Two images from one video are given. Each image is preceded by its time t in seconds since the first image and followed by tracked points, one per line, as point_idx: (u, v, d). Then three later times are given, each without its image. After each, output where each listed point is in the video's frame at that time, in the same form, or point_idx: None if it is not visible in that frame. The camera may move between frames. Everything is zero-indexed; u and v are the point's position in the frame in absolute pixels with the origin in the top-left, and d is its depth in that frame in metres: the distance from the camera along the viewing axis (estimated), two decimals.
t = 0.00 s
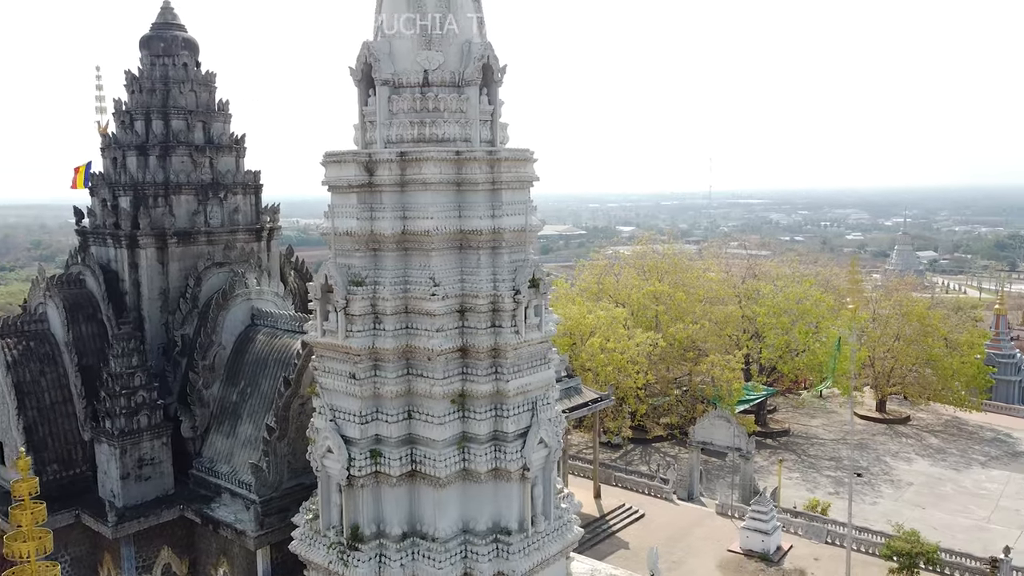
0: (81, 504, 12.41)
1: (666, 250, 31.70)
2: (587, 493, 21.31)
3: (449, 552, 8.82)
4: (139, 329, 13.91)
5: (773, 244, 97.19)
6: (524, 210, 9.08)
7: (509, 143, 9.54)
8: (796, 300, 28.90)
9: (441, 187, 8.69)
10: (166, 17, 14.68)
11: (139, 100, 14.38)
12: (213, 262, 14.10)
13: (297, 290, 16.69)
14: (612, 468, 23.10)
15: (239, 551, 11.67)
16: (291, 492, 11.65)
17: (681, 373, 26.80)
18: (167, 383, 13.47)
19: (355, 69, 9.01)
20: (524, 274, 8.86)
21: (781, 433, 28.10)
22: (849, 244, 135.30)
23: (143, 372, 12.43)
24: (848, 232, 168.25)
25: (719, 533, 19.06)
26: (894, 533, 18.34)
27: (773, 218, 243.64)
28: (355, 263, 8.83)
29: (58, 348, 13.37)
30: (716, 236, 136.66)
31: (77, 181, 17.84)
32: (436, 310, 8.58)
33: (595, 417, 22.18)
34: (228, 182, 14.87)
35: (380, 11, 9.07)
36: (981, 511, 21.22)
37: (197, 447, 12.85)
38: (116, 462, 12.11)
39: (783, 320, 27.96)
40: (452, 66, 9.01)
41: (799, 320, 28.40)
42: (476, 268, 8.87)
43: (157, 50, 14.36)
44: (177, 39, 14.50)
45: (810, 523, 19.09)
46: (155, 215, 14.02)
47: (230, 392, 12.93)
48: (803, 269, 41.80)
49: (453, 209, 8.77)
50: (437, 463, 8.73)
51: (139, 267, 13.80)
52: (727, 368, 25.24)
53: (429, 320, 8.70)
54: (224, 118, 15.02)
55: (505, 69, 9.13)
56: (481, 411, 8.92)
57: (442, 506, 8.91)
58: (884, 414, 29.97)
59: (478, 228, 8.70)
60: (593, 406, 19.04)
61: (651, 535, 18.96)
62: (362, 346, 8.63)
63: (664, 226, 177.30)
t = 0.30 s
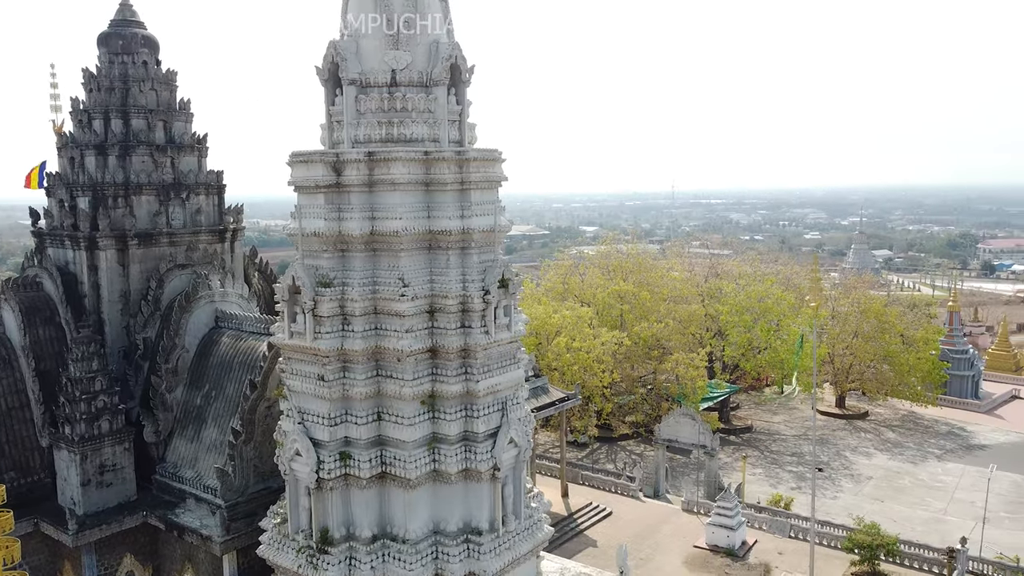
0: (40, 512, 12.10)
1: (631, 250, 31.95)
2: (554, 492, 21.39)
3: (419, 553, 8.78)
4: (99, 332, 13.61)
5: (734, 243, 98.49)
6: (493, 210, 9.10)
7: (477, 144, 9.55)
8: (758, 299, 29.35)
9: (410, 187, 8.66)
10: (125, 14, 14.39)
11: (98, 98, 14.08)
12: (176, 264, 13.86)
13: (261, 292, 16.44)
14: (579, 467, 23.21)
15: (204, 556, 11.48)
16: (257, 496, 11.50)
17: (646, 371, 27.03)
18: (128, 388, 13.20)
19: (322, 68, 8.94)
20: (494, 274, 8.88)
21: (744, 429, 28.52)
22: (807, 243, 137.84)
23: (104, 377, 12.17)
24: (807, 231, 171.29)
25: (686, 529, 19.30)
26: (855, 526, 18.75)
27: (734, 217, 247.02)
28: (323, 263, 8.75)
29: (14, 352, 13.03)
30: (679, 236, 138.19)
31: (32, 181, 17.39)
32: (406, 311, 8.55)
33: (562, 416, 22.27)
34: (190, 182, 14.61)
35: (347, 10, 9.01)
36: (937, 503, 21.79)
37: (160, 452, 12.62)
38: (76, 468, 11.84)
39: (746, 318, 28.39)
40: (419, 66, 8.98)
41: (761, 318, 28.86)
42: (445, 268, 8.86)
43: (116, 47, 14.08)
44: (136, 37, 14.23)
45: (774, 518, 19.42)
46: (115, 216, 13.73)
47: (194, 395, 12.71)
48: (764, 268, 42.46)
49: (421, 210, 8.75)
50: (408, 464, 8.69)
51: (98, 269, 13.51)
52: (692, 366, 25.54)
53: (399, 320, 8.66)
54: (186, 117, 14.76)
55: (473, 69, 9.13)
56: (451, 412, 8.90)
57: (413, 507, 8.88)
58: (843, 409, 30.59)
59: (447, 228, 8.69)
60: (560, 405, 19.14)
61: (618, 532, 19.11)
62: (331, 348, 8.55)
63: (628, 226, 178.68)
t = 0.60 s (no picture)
0: None
1: (593, 250, 32.16)
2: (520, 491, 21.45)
3: (388, 554, 8.74)
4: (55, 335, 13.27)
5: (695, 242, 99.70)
6: (460, 209, 9.10)
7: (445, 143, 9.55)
8: (718, 297, 29.80)
9: (377, 186, 8.62)
10: (79, 9, 14.05)
11: (52, 96, 13.75)
12: (135, 265, 13.60)
13: (223, 292, 16.17)
14: (544, 465, 23.30)
15: (166, 563, 11.26)
16: (222, 500, 11.32)
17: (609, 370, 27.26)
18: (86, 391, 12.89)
19: (286, 66, 8.84)
20: (461, 273, 8.89)
21: (706, 426, 28.92)
22: (766, 242, 140.18)
23: (62, 381, 11.88)
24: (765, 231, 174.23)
25: (650, 525, 19.50)
26: (815, 519, 19.15)
27: (694, 216, 249.81)
28: (289, 263, 8.65)
29: None
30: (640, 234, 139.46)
31: None
32: (374, 310, 8.51)
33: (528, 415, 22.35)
34: (149, 182, 14.30)
35: (311, 8, 8.93)
36: (893, 495, 22.37)
37: (120, 457, 12.35)
38: (33, 475, 11.54)
39: (707, 316, 28.81)
40: (385, 64, 8.95)
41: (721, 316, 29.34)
42: (413, 268, 8.84)
43: (70, 44, 13.76)
44: (92, 33, 13.93)
45: (736, 512, 19.75)
46: (72, 216, 13.38)
47: (155, 399, 12.46)
48: (724, 266, 43.11)
49: (388, 209, 8.71)
50: (376, 465, 8.65)
51: (54, 271, 13.17)
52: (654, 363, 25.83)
53: (366, 320, 8.62)
54: (144, 115, 14.47)
55: (439, 68, 9.11)
56: (420, 412, 8.88)
57: (381, 508, 8.84)
58: (802, 405, 31.21)
59: (414, 227, 8.67)
60: (525, 404, 19.21)
61: (584, 530, 19.24)
62: (297, 349, 8.47)
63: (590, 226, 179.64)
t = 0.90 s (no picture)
0: None
1: (559, 249, 32.28)
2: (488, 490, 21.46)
3: (359, 555, 8.69)
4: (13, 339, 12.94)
5: (658, 242, 100.57)
6: (430, 209, 9.08)
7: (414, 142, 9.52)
8: (682, 296, 30.15)
9: (346, 186, 8.56)
10: (35, 4, 13.69)
11: (8, 93, 13.39)
12: (95, 266, 13.32)
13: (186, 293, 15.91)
14: (512, 465, 23.35)
15: (130, 569, 11.05)
16: (188, 505, 11.14)
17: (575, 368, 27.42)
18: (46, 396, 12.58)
19: (252, 64, 8.73)
20: (432, 273, 8.87)
21: (671, 423, 29.24)
22: (728, 241, 142.10)
23: (20, 385, 11.58)
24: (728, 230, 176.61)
25: (618, 523, 19.66)
26: (779, 513, 19.49)
27: (658, 216, 252.12)
28: (257, 264, 8.56)
29: None
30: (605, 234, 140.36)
31: None
32: (343, 311, 8.45)
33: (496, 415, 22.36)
34: (110, 181, 13.99)
35: (278, 5, 8.84)
36: (853, 488, 22.87)
37: (81, 463, 12.08)
38: None
39: (671, 315, 29.14)
40: (354, 63, 8.90)
41: (685, 315, 29.77)
42: (383, 268, 8.79)
43: (26, 40, 13.41)
44: (49, 29, 13.59)
45: (702, 508, 20.02)
46: (29, 216, 13.06)
47: (117, 402, 12.21)
48: (688, 265, 43.63)
49: (358, 208, 8.66)
50: (347, 466, 8.59)
51: (11, 272, 12.84)
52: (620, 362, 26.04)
53: (336, 321, 8.55)
54: (104, 113, 14.15)
55: (409, 67, 9.09)
56: (390, 412, 8.84)
57: (352, 509, 8.77)
58: (764, 401, 31.74)
59: (384, 227, 8.63)
60: (493, 404, 19.23)
61: (552, 528, 19.32)
62: (265, 350, 8.38)
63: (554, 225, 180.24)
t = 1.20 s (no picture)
0: None
1: (521, 249, 32.34)
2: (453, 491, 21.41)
3: (327, 558, 8.61)
4: None
5: (618, 242, 101.27)
6: (396, 208, 9.04)
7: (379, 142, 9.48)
8: (644, 294, 30.46)
9: (311, 185, 8.49)
10: None
11: None
12: (50, 268, 12.99)
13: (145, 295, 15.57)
14: (476, 465, 23.34)
15: None
16: (149, 510, 10.93)
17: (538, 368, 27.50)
18: None
19: (213, 62, 8.60)
20: (398, 272, 8.83)
21: (633, 421, 29.50)
22: (688, 240, 143.87)
23: None
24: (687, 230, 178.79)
25: (583, 521, 19.78)
26: (741, 508, 19.82)
27: (619, 215, 253.87)
28: (220, 264, 8.44)
29: None
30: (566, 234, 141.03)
31: None
32: (309, 311, 8.37)
33: (460, 416, 22.33)
34: (64, 181, 13.64)
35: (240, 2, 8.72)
36: (812, 482, 23.35)
37: (37, 470, 11.76)
38: None
39: (633, 313, 29.41)
40: (318, 61, 8.83)
41: (646, 313, 30.11)
42: (349, 268, 8.73)
43: None
44: None
45: (666, 504, 20.25)
46: None
47: (74, 407, 11.91)
48: (648, 264, 44.06)
49: (323, 208, 8.60)
50: (314, 468, 8.51)
51: None
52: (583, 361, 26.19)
53: (301, 322, 8.47)
54: (58, 111, 13.78)
55: (373, 65, 9.05)
56: (358, 413, 8.78)
57: (319, 511, 8.69)
58: (724, 398, 32.23)
59: (350, 226, 8.58)
60: (458, 404, 19.20)
61: (517, 527, 19.36)
62: (229, 352, 8.26)
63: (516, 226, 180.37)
